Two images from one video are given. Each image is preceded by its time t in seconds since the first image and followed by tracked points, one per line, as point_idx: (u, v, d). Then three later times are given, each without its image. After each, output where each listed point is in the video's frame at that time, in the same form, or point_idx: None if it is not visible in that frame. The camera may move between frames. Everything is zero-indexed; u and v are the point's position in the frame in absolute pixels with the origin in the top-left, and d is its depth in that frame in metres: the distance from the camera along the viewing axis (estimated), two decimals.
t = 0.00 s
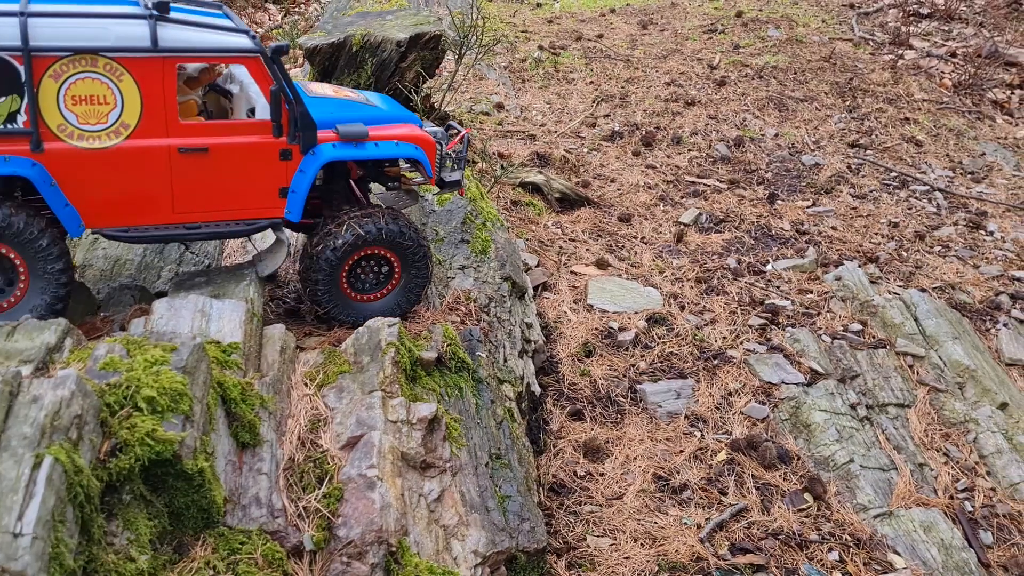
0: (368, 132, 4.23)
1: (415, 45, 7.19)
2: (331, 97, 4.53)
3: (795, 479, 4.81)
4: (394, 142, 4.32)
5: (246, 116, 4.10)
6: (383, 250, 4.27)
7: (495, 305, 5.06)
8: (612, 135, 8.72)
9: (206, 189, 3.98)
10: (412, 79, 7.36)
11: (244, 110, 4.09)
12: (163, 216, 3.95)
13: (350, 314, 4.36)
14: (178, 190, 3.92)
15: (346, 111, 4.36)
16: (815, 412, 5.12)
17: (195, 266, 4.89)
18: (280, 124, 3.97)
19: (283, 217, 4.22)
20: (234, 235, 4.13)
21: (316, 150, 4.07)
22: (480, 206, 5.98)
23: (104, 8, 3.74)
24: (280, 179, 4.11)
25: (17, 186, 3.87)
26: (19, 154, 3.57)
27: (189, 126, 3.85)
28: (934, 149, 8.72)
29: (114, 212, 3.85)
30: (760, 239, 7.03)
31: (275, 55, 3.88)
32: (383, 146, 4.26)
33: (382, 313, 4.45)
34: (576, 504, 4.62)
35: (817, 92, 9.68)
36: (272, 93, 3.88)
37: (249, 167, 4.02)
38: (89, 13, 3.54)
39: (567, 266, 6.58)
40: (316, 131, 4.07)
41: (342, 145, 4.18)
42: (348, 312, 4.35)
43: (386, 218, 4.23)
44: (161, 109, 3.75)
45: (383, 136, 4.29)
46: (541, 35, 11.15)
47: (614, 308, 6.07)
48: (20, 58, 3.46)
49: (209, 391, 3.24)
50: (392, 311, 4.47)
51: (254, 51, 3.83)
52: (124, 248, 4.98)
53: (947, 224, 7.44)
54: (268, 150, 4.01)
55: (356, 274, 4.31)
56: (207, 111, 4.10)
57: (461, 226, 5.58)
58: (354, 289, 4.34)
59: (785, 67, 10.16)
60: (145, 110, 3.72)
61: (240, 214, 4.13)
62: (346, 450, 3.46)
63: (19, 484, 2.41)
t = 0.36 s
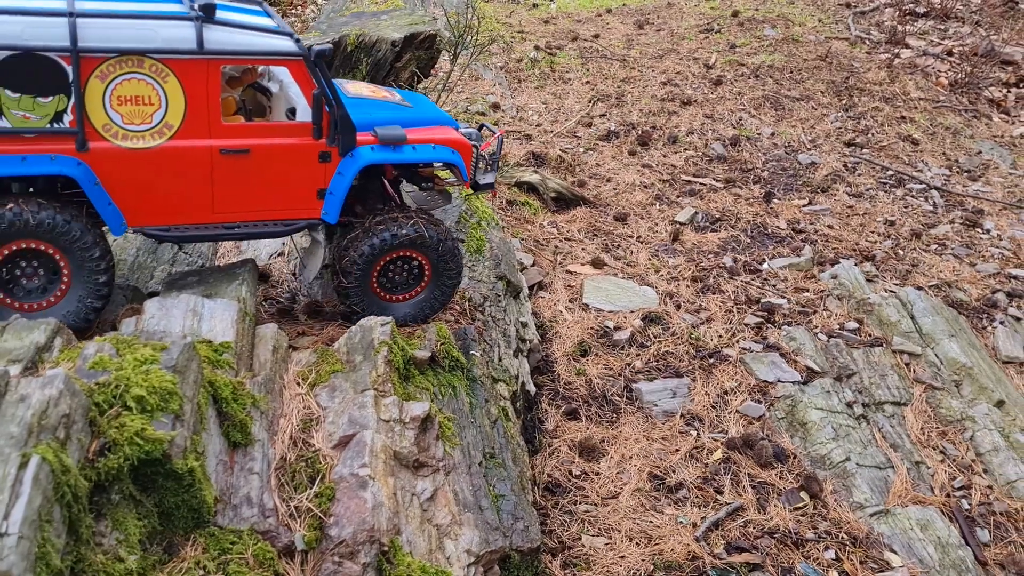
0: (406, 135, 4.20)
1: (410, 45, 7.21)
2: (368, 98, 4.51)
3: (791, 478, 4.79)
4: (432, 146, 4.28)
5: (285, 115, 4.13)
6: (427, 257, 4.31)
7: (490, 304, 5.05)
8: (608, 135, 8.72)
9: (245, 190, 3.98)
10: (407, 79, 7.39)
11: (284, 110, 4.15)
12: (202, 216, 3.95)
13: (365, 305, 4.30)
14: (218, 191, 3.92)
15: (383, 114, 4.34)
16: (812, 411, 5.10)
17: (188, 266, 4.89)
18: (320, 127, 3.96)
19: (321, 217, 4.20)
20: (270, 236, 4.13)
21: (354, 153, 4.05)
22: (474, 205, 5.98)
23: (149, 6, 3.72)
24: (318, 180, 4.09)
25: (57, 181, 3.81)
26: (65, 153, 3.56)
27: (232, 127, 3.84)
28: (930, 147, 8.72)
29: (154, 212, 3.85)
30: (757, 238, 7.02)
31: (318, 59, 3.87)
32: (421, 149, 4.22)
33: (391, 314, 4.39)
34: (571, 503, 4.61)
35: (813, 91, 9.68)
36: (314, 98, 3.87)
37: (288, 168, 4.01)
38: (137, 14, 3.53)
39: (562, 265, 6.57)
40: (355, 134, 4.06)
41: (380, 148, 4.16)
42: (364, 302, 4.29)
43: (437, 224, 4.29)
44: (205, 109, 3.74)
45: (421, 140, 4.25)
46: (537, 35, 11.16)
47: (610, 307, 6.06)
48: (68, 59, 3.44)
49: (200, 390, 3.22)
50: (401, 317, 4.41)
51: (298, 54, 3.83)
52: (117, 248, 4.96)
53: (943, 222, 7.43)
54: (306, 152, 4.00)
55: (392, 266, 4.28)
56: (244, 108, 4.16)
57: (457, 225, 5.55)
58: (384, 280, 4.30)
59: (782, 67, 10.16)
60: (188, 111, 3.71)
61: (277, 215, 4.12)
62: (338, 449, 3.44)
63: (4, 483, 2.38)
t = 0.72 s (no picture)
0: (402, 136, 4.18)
1: (405, 45, 7.18)
2: (363, 99, 4.50)
3: (788, 479, 4.76)
4: (428, 147, 4.26)
5: (280, 116, 4.07)
6: (427, 259, 4.30)
7: (484, 305, 5.03)
8: (604, 135, 8.71)
9: (241, 193, 3.95)
10: (402, 80, 7.37)
11: (279, 111, 4.08)
12: (198, 219, 3.92)
13: (362, 305, 4.28)
14: (214, 193, 3.89)
15: (379, 115, 4.32)
16: (809, 411, 5.07)
17: (181, 268, 4.86)
18: (316, 128, 3.94)
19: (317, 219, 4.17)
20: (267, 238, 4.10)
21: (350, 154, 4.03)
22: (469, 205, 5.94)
23: (143, 8, 3.69)
24: (314, 182, 4.07)
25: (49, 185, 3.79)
26: (59, 156, 3.54)
27: (227, 128, 3.81)
28: (927, 146, 8.72)
29: (149, 214, 3.83)
30: (753, 238, 7.00)
31: (313, 60, 3.85)
32: (416, 150, 4.20)
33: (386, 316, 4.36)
34: (567, 505, 4.58)
35: (810, 90, 9.68)
36: (308, 99, 3.85)
37: (284, 170, 3.98)
38: (130, 16, 3.50)
39: (558, 266, 6.54)
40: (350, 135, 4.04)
41: (376, 149, 4.13)
42: (360, 301, 4.26)
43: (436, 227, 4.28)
44: (199, 111, 3.71)
45: (417, 141, 4.23)
46: (533, 35, 11.15)
47: (605, 308, 6.03)
48: (60, 61, 3.42)
49: (190, 393, 3.20)
50: (396, 319, 4.39)
51: (292, 55, 3.80)
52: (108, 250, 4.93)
53: (940, 222, 7.41)
54: (303, 154, 3.97)
55: (392, 266, 4.26)
56: (240, 109, 4.13)
57: (451, 226, 5.53)
58: (382, 279, 4.28)
59: (778, 66, 10.16)
60: (183, 112, 3.69)
61: (274, 217, 4.09)
62: (330, 452, 3.41)
63: None
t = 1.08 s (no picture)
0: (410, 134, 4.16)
1: (399, 44, 7.17)
2: (371, 96, 4.49)
3: (783, 476, 4.74)
4: (436, 144, 4.25)
5: (288, 114, 4.07)
6: (441, 262, 4.33)
7: (479, 303, 5.01)
8: (600, 133, 8.70)
9: (249, 192, 3.94)
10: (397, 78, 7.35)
11: (288, 108, 4.09)
12: (206, 219, 3.91)
13: (371, 300, 4.25)
14: (222, 192, 3.88)
15: (386, 112, 4.31)
16: (804, 408, 5.05)
17: (173, 266, 4.83)
18: (324, 126, 3.93)
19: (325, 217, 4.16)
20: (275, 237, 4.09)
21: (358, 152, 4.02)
22: (464, 203, 5.92)
23: (149, 6, 3.65)
24: (322, 180, 4.05)
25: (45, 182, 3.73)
26: (67, 156, 3.51)
27: (235, 128, 3.80)
28: (924, 143, 8.71)
29: (157, 215, 3.80)
30: (749, 235, 6.99)
31: (320, 58, 3.83)
32: (424, 148, 4.19)
33: (388, 313, 4.34)
34: (561, 503, 4.56)
35: (806, 87, 9.67)
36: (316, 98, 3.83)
37: (292, 169, 3.97)
38: (136, 16, 3.47)
39: (553, 264, 6.52)
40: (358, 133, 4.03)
41: (384, 147, 4.12)
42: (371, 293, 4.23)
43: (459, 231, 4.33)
44: (207, 110, 3.70)
45: (425, 138, 4.22)
46: (529, 34, 11.14)
47: (601, 305, 6.02)
48: (67, 62, 3.39)
49: (179, 391, 3.17)
50: (398, 318, 4.38)
51: (300, 54, 3.79)
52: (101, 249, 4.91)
53: (937, 218, 7.40)
54: (311, 153, 3.96)
55: (406, 262, 4.26)
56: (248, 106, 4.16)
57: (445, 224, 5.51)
58: (395, 275, 4.27)
59: (775, 64, 10.16)
60: (191, 112, 3.67)
61: (282, 217, 4.08)
62: (320, 450, 3.39)
63: None
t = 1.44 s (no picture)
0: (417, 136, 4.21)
1: (393, 44, 7.15)
2: (381, 96, 4.53)
3: (776, 475, 4.74)
4: (443, 147, 4.28)
5: (296, 115, 4.15)
6: (447, 270, 4.40)
7: (471, 303, 5.02)
8: (595, 133, 8.73)
9: (255, 193, 4.03)
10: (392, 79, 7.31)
11: (295, 109, 4.16)
12: (213, 219, 4.01)
13: (372, 293, 4.27)
14: (229, 194, 3.97)
15: (393, 113, 4.36)
16: (798, 407, 5.05)
17: (165, 267, 4.83)
18: (331, 130, 4.01)
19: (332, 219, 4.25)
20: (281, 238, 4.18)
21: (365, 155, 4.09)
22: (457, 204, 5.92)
23: (159, 9, 3.74)
24: (328, 183, 4.14)
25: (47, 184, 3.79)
26: (75, 159, 3.61)
27: (242, 131, 3.89)
28: (918, 143, 8.74)
29: (164, 215, 3.91)
30: (743, 235, 7.01)
31: (329, 61, 3.93)
32: (432, 150, 4.23)
33: (384, 312, 4.34)
34: (553, 503, 4.56)
35: (801, 88, 9.70)
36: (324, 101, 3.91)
37: (298, 171, 4.06)
38: (146, 19, 3.55)
39: (547, 264, 6.52)
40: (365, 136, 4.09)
41: (392, 150, 4.18)
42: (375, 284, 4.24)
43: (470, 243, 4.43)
44: (214, 114, 3.79)
45: (432, 141, 4.26)
46: (525, 34, 11.16)
47: (594, 306, 6.02)
48: (76, 65, 3.47)
49: (167, 392, 3.17)
50: (391, 318, 4.38)
51: (308, 58, 3.87)
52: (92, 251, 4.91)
53: (931, 217, 7.41)
54: (317, 155, 4.05)
55: (417, 262, 4.31)
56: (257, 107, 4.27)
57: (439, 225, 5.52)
58: (403, 271, 4.30)
59: (770, 64, 10.19)
60: (199, 115, 3.76)
61: (288, 217, 4.17)
62: (310, 451, 3.38)
63: None
